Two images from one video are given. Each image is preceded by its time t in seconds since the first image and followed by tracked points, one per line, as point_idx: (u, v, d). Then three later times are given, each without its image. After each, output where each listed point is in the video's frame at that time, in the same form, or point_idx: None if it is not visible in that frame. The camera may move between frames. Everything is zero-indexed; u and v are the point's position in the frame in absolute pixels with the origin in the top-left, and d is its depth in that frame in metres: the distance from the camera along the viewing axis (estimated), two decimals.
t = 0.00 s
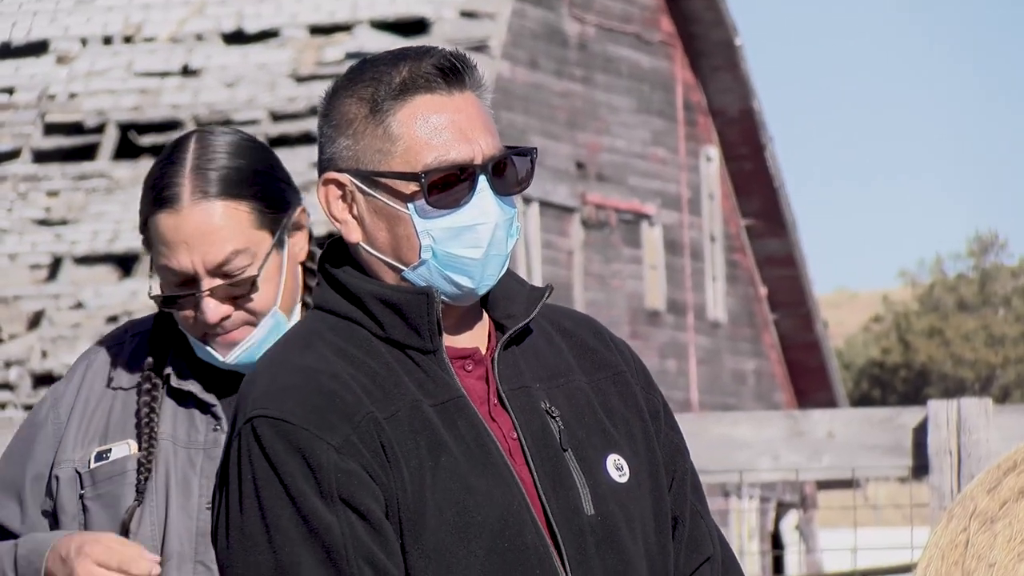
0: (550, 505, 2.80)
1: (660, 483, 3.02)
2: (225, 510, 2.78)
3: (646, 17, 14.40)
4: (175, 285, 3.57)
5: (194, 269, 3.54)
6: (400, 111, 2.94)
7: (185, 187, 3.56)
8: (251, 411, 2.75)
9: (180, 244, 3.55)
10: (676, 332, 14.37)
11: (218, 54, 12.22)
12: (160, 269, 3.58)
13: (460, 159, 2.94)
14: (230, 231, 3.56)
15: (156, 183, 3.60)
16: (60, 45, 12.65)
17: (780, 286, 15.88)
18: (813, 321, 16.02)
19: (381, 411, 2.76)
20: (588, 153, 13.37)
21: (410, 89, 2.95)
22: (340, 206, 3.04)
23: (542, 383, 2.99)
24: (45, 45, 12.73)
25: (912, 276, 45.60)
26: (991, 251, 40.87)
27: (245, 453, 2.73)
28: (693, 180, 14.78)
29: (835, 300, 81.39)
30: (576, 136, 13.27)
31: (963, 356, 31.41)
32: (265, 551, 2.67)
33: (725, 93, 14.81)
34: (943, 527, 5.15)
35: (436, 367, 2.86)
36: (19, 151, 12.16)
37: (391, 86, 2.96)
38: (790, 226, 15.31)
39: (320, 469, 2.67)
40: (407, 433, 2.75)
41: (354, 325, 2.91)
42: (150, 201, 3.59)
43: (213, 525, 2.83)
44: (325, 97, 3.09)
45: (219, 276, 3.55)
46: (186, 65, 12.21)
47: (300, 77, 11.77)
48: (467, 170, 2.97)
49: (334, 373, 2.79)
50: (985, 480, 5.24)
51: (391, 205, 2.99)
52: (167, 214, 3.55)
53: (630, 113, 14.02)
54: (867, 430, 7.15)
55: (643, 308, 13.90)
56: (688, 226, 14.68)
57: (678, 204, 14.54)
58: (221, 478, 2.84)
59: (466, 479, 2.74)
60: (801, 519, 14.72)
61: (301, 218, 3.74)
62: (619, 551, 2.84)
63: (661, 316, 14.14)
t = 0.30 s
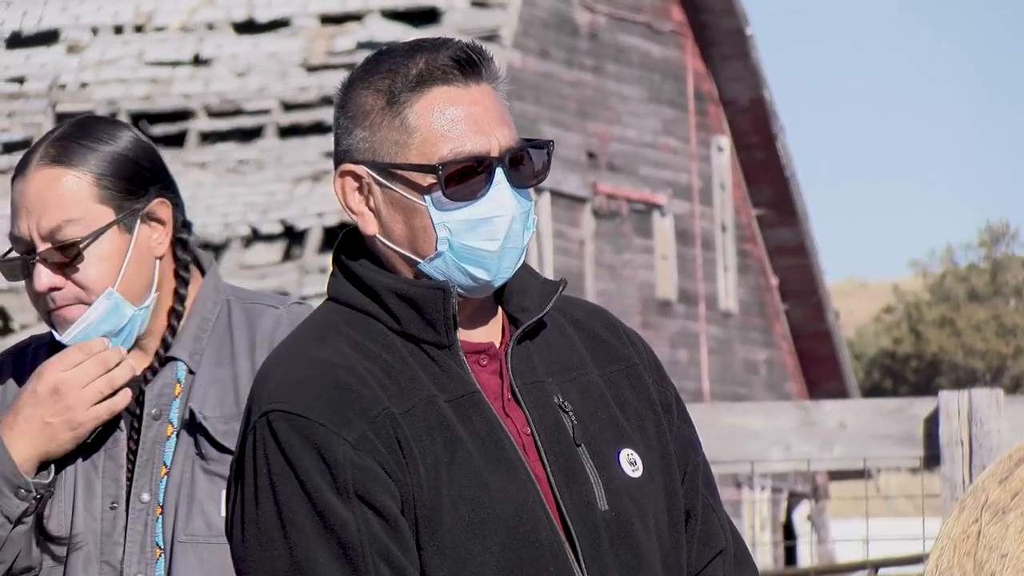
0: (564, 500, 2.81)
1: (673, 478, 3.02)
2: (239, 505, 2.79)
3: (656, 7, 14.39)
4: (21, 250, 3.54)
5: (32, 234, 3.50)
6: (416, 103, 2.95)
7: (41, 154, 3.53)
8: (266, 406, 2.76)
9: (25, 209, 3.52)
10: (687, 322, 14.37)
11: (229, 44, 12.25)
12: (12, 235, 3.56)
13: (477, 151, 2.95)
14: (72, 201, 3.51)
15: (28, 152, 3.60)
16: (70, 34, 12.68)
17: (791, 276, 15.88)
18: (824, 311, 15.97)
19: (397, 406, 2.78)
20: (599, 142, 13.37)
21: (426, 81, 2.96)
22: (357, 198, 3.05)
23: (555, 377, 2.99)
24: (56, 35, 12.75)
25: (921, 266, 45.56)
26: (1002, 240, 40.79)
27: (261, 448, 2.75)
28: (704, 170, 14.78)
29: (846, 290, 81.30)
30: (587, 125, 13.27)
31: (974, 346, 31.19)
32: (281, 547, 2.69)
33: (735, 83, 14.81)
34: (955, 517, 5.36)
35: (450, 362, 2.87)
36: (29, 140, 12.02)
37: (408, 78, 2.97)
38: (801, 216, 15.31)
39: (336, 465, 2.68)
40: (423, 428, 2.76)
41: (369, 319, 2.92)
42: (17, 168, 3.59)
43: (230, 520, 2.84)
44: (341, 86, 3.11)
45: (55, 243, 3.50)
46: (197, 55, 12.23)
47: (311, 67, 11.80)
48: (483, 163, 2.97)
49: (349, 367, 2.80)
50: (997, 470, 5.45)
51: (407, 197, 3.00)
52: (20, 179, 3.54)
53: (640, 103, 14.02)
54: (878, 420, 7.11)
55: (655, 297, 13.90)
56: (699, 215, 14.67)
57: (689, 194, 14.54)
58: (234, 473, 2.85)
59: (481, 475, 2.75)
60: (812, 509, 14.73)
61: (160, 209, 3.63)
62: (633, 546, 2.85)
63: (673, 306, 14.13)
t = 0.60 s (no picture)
0: (604, 493, 2.83)
1: (713, 471, 3.03)
2: (278, 497, 2.82)
3: None
4: None
5: None
6: (460, 93, 2.96)
7: None
8: (306, 397, 2.79)
9: None
10: (726, 315, 14.34)
11: (268, 36, 12.30)
12: None
13: (521, 141, 2.97)
14: None
15: None
16: (109, 27, 12.76)
17: (831, 270, 15.84)
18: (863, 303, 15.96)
19: (437, 398, 2.80)
20: (639, 135, 13.36)
21: (470, 72, 2.98)
22: (399, 189, 3.07)
23: (595, 370, 3.01)
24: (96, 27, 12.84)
25: (959, 258, 45.26)
26: None
27: (301, 439, 2.78)
28: (743, 162, 14.75)
29: (885, 282, 80.84)
30: (627, 118, 13.27)
31: (1014, 339, 31.00)
32: (322, 537, 2.71)
33: (776, 75, 14.77)
34: (994, 509, 4.93)
35: (490, 355, 2.89)
36: (69, 133, 12.25)
37: (452, 69, 2.99)
38: (841, 209, 15.26)
39: (376, 455, 2.71)
40: (463, 420, 2.79)
41: (408, 312, 2.94)
42: None
43: (269, 512, 2.86)
44: (383, 76, 3.13)
45: None
46: (237, 48, 12.30)
47: (351, 59, 11.84)
48: (526, 153, 3.00)
49: (389, 359, 2.83)
50: None
51: (450, 187, 3.02)
52: None
53: (680, 95, 14.00)
54: (916, 414, 6.88)
55: (695, 290, 13.88)
56: (739, 208, 14.64)
57: (729, 186, 14.50)
58: (273, 465, 2.88)
59: (522, 467, 2.77)
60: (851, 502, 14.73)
61: (43, 189, 3.38)
62: (673, 538, 2.86)
63: (713, 299, 14.11)
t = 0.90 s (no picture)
0: (609, 489, 2.82)
1: (727, 466, 3.00)
2: (283, 494, 2.85)
3: None
4: None
5: None
6: (466, 84, 2.98)
7: None
8: (310, 393, 2.81)
9: None
10: (735, 310, 14.32)
11: (278, 31, 12.30)
12: None
13: (526, 132, 2.97)
14: None
15: None
16: (119, 22, 12.76)
17: (840, 265, 15.82)
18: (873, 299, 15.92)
19: (440, 394, 2.81)
20: (648, 131, 13.35)
21: (476, 63, 2.99)
22: (407, 183, 3.09)
23: (606, 366, 3.00)
24: (106, 22, 12.84)
25: (969, 254, 45.11)
26: None
27: (302, 436, 2.80)
28: (752, 158, 14.74)
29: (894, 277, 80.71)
30: (636, 114, 13.26)
31: None
32: (322, 534, 2.74)
33: (785, 71, 14.75)
34: (1002, 507, 4.91)
35: (497, 351, 2.89)
36: (78, 129, 12.28)
37: (457, 60, 3.00)
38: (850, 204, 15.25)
39: (376, 452, 2.72)
40: (466, 416, 2.79)
41: (416, 307, 2.95)
42: None
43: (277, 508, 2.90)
44: (392, 71, 3.15)
45: None
46: (246, 43, 12.30)
47: (359, 55, 11.84)
48: (532, 144, 2.99)
49: (394, 356, 2.84)
50: None
51: (456, 179, 3.03)
52: None
53: (689, 91, 13.99)
54: (924, 408, 6.83)
55: (703, 286, 13.87)
56: (747, 204, 14.63)
57: (737, 181, 14.49)
58: (281, 461, 2.91)
59: (524, 463, 2.77)
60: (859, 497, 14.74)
61: None
62: (680, 534, 2.84)
63: (721, 295, 14.10)
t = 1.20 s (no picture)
0: (615, 490, 2.82)
1: (735, 466, 2.99)
2: (288, 492, 2.85)
3: None
4: None
5: None
6: (472, 83, 2.98)
7: None
8: (315, 392, 2.81)
9: None
10: (739, 308, 14.31)
11: (282, 30, 12.28)
12: None
13: (532, 130, 2.96)
14: None
15: None
16: (123, 21, 12.74)
17: (844, 264, 15.81)
18: (877, 297, 15.94)
19: (446, 394, 2.80)
20: (652, 129, 13.34)
21: (482, 62, 2.98)
22: (415, 182, 3.09)
23: (613, 366, 2.99)
24: (110, 20, 12.82)
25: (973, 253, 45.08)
26: None
27: (307, 435, 2.80)
28: (757, 156, 14.73)
29: (898, 276, 80.67)
30: (640, 112, 13.26)
31: None
32: (327, 533, 2.74)
33: (789, 69, 14.75)
34: (1005, 506, 4.90)
35: (503, 351, 2.89)
36: (83, 127, 12.27)
37: (463, 59, 3.00)
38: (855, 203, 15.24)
39: (380, 451, 2.72)
40: (471, 416, 2.79)
41: (424, 307, 2.95)
42: None
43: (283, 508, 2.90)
44: (402, 69, 3.15)
45: None
46: (251, 42, 12.30)
47: (364, 54, 11.86)
48: (538, 143, 2.99)
49: (399, 355, 2.84)
50: None
51: (463, 178, 3.03)
52: None
53: (694, 89, 13.98)
54: (929, 407, 6.67)
55: (707, 284, 13.87)
56: (752, 202, 14.62)
57: (741, 180, 14.48)
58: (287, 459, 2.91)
59: (530, 463, 2.76)
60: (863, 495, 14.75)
61: None
62: (687, 534, 2.84)
63: (725, 293, 14.09)
